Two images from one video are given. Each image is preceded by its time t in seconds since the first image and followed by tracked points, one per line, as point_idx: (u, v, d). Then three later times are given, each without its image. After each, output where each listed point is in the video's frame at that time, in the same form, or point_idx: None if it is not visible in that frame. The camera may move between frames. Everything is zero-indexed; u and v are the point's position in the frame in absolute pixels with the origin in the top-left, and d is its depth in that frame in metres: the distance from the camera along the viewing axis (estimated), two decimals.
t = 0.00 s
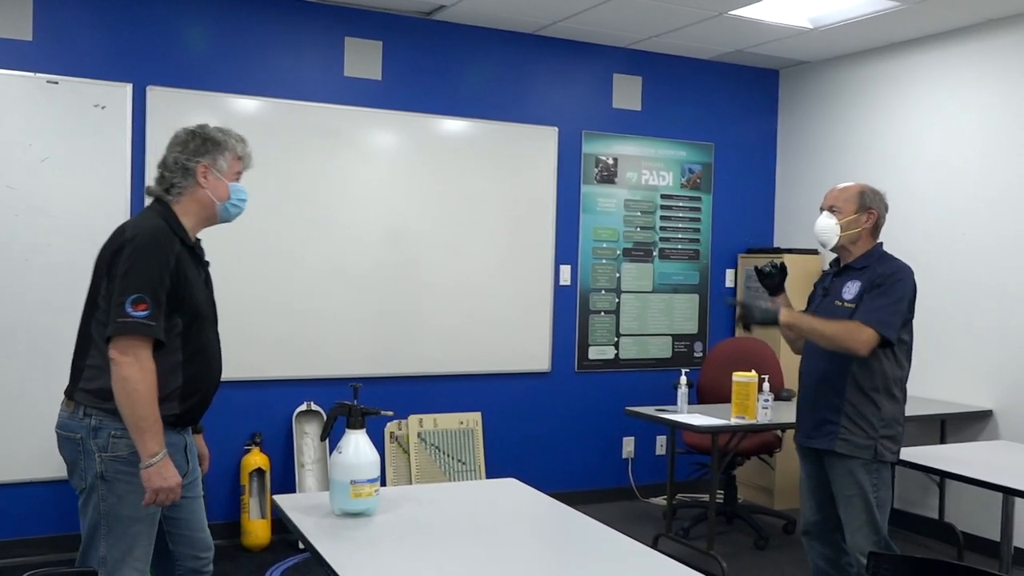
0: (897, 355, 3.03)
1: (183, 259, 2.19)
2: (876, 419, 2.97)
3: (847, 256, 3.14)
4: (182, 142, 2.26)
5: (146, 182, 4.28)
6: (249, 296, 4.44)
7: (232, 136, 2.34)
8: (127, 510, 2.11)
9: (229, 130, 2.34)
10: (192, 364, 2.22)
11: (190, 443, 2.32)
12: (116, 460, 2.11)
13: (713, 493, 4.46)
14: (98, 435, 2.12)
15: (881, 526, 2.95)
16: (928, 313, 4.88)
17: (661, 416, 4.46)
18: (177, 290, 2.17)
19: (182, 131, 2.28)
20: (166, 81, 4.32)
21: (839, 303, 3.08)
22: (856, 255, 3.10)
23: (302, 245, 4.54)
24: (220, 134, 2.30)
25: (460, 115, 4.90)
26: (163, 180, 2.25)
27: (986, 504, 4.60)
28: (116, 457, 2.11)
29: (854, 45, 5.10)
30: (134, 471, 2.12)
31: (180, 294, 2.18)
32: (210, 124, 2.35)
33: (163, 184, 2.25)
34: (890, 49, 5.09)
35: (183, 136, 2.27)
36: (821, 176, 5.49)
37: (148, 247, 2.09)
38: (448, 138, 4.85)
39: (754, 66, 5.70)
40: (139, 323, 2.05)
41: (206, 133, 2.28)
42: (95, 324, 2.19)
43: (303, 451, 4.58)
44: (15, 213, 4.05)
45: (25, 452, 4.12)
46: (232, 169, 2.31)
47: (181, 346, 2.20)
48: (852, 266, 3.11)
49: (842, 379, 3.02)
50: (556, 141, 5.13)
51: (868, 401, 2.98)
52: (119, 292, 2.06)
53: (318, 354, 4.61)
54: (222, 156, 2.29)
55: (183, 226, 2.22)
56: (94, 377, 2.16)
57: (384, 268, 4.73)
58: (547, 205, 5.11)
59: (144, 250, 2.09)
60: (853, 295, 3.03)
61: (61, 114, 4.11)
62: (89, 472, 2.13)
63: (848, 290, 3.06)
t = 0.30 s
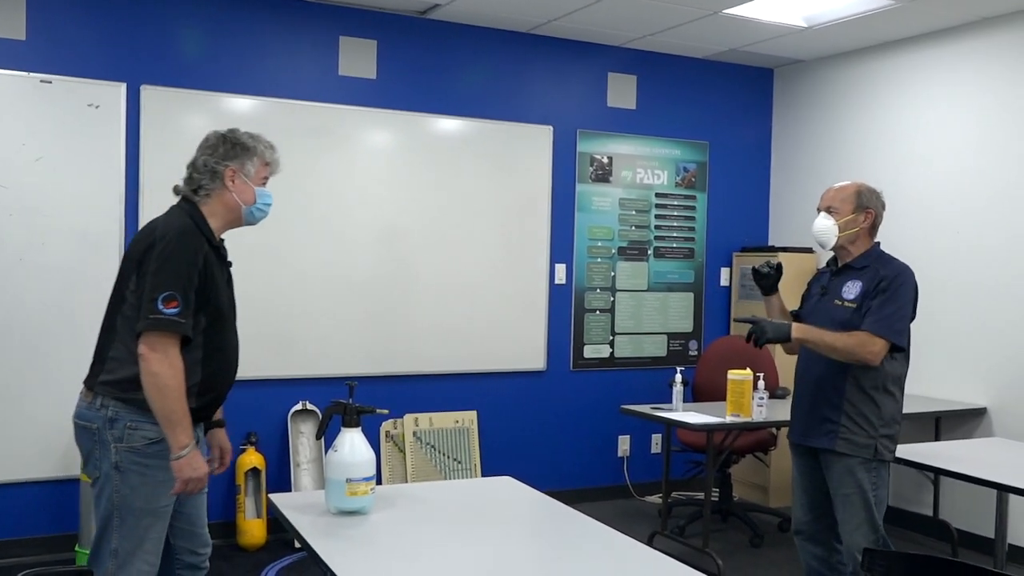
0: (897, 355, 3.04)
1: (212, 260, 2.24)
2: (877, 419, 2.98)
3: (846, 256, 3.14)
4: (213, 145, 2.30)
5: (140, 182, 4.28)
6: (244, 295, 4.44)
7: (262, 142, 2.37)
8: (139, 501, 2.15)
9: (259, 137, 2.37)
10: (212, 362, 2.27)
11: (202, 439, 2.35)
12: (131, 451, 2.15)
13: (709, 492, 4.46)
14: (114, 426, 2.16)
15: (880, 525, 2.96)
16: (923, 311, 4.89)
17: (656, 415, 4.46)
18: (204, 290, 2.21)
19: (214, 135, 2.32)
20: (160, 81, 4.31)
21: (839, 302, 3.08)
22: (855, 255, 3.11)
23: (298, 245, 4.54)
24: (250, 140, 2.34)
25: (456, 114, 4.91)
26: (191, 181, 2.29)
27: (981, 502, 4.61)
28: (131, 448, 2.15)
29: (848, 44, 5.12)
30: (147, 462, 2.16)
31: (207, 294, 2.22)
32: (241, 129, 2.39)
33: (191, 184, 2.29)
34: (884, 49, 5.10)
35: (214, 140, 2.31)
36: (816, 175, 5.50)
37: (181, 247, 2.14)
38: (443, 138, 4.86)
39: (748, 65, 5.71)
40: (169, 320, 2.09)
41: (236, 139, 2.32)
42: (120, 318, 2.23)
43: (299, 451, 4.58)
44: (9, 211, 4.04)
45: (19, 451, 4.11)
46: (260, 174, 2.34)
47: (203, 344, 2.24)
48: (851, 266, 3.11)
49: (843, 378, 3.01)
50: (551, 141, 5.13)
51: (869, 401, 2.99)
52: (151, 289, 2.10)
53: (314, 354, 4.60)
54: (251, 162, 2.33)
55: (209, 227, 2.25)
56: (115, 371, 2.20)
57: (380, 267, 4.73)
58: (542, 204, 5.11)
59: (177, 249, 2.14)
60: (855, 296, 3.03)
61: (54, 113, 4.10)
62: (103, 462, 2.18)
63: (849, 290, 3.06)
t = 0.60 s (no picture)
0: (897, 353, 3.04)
1: (223, 253, 2.24)
2: (877, 418, 2.99)
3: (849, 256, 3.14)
4: (221, 143, 2.32)
5: (136, 181, 4.28)
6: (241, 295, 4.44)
7: (270, 140, 2.39)
8: (163, 493, 2.16)
9: (267, 135, 2.39)
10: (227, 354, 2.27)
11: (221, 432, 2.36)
12: (152, 442, 2.16)
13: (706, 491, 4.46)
14: (135, 418, 2.17)
15: (881, 524, 2.97)
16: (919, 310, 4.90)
17: (653, 414, 4.47)
18: (216, 283, 2.22)
19: (223, 133, 2.35)
20: (156, 81, 4.31)
21: (840, 301, 3.09)
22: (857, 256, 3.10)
23: (295, 245, 4.54)
24: (258, 138, 2.36)
25: (452, 113, 4.91)
26: (200, 178, 2.31)
27: (977, 500, 4.62)
28: (152, 439, 2.16)
29: (843, 43, 5.13)
30: (168, 453, 2.17)
31: (219, 287, 2.23)
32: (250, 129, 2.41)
33: (201, 181, 2.30)
34: (880, 48, 5.11)
35: (223, 138, 2.33)
36: (812, 174, 5.51)
37: (190, 241, 2.15)
38: (440, 137, 4.86)
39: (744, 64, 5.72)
40: (180, 313, 2.10)
41: (244, 136, 2.34)
42: (137, 313, 2.25)
43: (296, 450, 4.57)
44: (7, 212, 4.04)
45: (17, 451, 4.11)
46: (267, 171, 2.36)
47: (218, 336, 2.25)
48: (853, 265, 3.12)
49: (845, 376, 3.01)
50: (547, 140, 5.14)
51: (870, 400, 2.99)
52: (162, 283, 2.11)
53: (311, 353, 4.61)
54: (258, 159, 2.34)
55: (219, 223, 2.26)
56: (134, 365, 2.21)
57: (377, 267, 4.73)
58: (538, 204, 5.12)
59: (186, 244, 2.15)
60: (856, 294, 3.05)
61: (51, 114, 4.10)
62: (125, 455, 2.18)
63: (851, 289, 3.07)
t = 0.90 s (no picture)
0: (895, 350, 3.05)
1: (224, 250, 2.24)
2: (876, 417, 3.00)
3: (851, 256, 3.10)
4: (220, 141, 2.32)
5: (133, 182, 4.27)
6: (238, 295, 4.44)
7: (268, 139, 2.39)
8: (177, 489, 2.15)
9: (266, 133, 2.39)
10: (232, 350, 2.26)
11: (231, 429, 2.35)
12: (162, 439, 2.16)
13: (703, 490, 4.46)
14: (144, 416, 2.16)
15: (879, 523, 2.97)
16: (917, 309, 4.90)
17: (652, 413, 4.47)
18: (218, 279, 2.21)
19: (222, 132, 2.35)
20: (154, 81, 4.31)
21: (846, 299, 3.07)
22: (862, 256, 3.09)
23: (293, 245, 4.53)
24: (256, 135, 2.36)
25: (449, 113, 4.91)
26: (201, 177, 2.31)
27: (976, 499, 4.62)
28: (162, 436, 2.15)
29: (841, 42, 5.13)
30: (180, 450, 2.17)
31: (221, 283, 2.22)
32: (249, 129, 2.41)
33: (201, 179, 2.30)
34: (878, 47, 5.11)
35: (222, 137, 2.34)
36: (810, 173, 5.51)
37: (189, 238, 2.15)
38: (438, 137, 4.85)
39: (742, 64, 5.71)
40: (180, 308, 2.10)
41: (243, 134, 2.34)
42: (143, 313, 2.25)
43: (294, 450, 4.57)
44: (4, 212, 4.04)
45: (15, 452, 4.11)
46: (266, 169, 2.35)
47: (222, 332, 2.24)
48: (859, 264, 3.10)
49: (847, 374, 3.01)
50: (545, 140, 5.14)
51: (870, 399, 3.00)
52: (162, 280, 2.11)
53: (309, 353, 4.60)
54: (257, 156, 2.34)
55: (219, 220, 2.26)
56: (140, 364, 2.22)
57: (375, 267, 4.73)
58: (536, 203, 5.11)
59: (185, 241, 2.14)
60: (862, 293, 3.03)
61: (47, 114, 4.10)
62: (136, 453, 2.18)
63: (856, 287, 3.06)
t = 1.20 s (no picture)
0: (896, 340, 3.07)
1: (217, 250, 2.24)
2: (882, 411, 3.00)
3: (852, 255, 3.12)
4: (215, 141, 2.32)
5: (131, 183, 4.27)
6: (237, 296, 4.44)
7: (262, 138, 2.39)
8: (167, 489, 2.15)
9: (260, 133, 2.39)
10: (226, 350, 2.26)
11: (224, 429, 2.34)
12: (152, 440, 2.16)
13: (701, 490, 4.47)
14: (135, 417, 2.16)
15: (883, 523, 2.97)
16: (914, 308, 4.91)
17: (650, 413, 4.47)
18: (212, 279, 2.21)
19: (216, 132, 2.35)
20: (152, 82, 4.31)
21: (846, 297, 3.08)
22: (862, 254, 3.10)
23: (291, 245, 4.53)
24: (251, 135, 2.36)
25: (447, 113, 4.92)
26: (196, 177, 2.31)
27: (975, 498, 4.62)
28: (152, 437, 2.15)
29: (838, 42, 5.14)
30: (170, 451, 2.16)
31: (216, 283, 2.22)
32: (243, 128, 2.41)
33: (196, 180, 2.30)
34: (875, 46, 5.12)
35: (217, 137, 2.33)
36: (808, 172, 5.52)
37: (182, 239, 2.15)
38: (436, 137, 4.86)
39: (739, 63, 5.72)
40: (174, 309, 2.10)
41: (237, 133, 2.34)
42: (137, 313, 2.26)
43: (293, 451, 4.57)
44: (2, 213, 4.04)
45: (13, 453, 4.11)
46: (260, 168, 2.36)
47: (216, 332, 2.24)
48: (858, 262, 3.10)
49: (851, 370, 3.01)
50: (543, 140, 5.14)
51: (875, 393, 3.00)
52: (156, 281, 2.12)
53: (308, 353, 4.60)
54: (251, 156, 2.35)
55: (214, 220, 2.26)
56: (134, 364, 2.22)
57: (373, 267, 4.73)
58: (534, 203, 5.12)
59: (178, 241, 2.15)
60: (863, 289, 3.04)
61: (46, 115, 4.10)
62: (127, 453, 2.18)
63: (856, 284, 3.06)
